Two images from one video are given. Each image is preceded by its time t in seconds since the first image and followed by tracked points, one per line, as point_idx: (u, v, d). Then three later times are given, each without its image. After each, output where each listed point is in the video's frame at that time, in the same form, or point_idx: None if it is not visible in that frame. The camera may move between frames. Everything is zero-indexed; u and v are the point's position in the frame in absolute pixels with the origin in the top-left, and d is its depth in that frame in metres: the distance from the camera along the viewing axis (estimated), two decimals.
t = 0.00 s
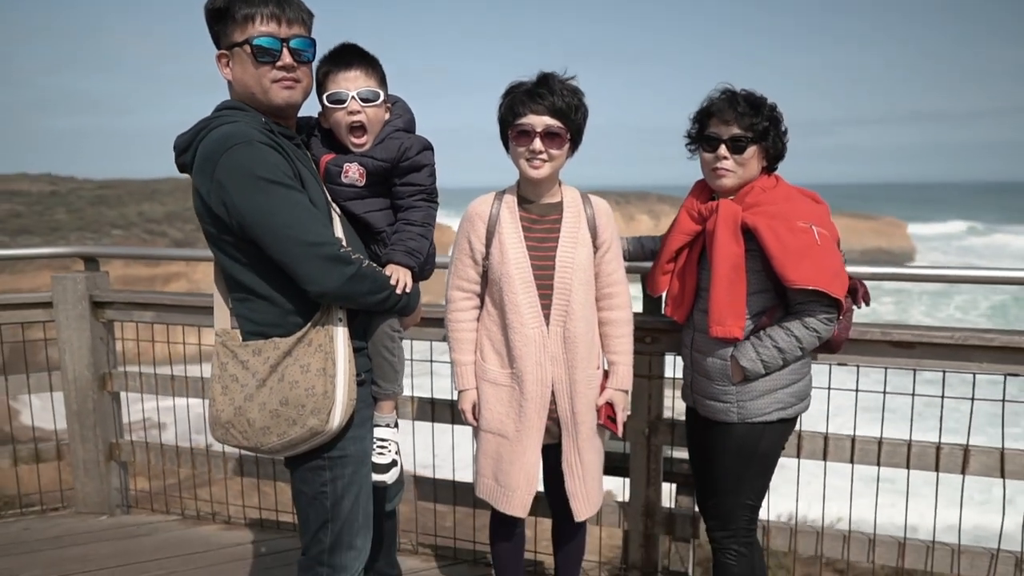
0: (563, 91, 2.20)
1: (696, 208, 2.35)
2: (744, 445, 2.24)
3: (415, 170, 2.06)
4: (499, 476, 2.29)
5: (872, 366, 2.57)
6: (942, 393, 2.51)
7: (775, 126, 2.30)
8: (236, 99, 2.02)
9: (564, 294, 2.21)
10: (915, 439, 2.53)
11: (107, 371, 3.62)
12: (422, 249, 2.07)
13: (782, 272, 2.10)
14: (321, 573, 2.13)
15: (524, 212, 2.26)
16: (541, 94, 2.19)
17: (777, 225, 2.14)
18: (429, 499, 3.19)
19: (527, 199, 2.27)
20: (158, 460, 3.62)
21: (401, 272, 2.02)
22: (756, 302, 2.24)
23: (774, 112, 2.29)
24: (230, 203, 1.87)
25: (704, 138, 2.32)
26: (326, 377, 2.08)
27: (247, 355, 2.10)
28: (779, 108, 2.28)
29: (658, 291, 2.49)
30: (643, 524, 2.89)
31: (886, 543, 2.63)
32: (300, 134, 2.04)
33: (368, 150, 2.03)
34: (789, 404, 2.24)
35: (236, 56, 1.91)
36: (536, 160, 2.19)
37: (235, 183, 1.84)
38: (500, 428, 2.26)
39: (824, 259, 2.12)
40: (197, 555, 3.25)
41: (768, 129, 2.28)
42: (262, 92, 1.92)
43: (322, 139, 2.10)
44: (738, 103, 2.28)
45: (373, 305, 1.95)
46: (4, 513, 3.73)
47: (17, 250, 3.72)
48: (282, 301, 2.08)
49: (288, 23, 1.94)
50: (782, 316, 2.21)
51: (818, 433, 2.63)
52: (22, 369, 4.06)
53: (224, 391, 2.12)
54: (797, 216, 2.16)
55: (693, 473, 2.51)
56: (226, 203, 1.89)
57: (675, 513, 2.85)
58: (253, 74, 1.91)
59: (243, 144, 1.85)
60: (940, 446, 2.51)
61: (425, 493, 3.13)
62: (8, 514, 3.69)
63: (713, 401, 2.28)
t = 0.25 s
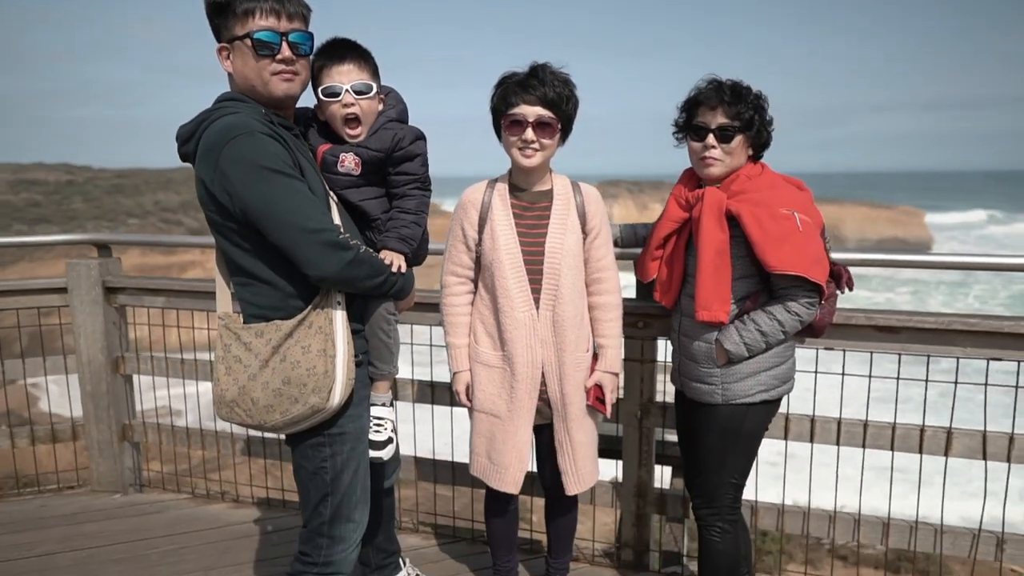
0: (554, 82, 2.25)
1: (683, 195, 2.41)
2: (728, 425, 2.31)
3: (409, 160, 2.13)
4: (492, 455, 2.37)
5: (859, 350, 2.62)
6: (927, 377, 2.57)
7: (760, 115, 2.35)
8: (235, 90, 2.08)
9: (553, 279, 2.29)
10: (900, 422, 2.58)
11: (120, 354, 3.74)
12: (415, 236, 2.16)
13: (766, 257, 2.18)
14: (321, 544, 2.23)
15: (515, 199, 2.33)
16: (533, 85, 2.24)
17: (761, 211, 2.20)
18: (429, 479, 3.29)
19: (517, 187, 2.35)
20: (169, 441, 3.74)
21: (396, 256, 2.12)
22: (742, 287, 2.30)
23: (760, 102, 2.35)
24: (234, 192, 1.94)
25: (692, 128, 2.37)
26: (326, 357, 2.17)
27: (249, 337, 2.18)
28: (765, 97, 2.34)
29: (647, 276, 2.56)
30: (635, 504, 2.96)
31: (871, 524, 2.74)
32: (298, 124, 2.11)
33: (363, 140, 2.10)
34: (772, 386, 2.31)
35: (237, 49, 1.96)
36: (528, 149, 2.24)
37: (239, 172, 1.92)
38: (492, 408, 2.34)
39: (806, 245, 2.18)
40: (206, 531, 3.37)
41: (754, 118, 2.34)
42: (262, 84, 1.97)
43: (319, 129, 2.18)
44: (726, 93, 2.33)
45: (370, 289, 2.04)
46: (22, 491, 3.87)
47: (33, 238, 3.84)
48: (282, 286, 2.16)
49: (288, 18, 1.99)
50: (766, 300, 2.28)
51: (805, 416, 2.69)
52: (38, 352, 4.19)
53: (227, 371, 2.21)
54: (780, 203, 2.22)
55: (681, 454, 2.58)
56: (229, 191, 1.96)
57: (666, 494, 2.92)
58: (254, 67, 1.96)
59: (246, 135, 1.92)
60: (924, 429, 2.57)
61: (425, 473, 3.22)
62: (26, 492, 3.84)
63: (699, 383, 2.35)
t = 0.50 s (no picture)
0: (543, 79, 2.31)
1: (669, 188, 2.48)
2: (710, 411, 2.39)
3: (401, 155, 2.21)
4: (484, 439, 2.47)
5: (843, 339, 2.69)
6: (909, 365, 2.63)
7: (744, 110, 2.42)
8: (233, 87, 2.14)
9: (540, 269, 2.38)
10: (882, 409, 2.65)
11: (130, 342, 3.86)
12: (407, 228, 2.26)
13: (746, 248, 2.25)
14: (320, 521, 2.30)
15: (505, 192, 2.41)
16: (524, 81, 2.29)
17: (742, 204, 2.27)
18: (427, 463, 3.38)
19: (507, 179, 2.43)
20: (179, 426, 3.87)
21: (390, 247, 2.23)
22: (724, 277, 2.37)
23: (744, 97, 2.41)
24: (236, 187, 2.01)
25: (678, 122, 2.43)
26: (325, 344, 2.27)
27: (251, 325, 2.27)
28: (748, 92, 2.40)
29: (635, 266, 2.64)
30: (626, 488, 3.04)
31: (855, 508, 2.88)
32: (294, 121, 2.19)
33: (356, 136, 2.18)
34: (753, 372, 2.38)
35: (236, 48, 2.01)
36: (518, 144, 2.31)
37: (241, 168, 1.99)
38: (483, 393, 2.44)
39: (785, 236, 2.25)
40: (214, 513, 3.49)
41: (738, 113, 2.40)
42: (261, 83, 2.03)
43: (314, 125, 2.26)
44: (711, 89, 2.39)
45: (367, 279, 2.13)
46: (38, 473, 4.01)
47: (46, 229, 3.96)
48: (282, 276, 2.24)
49: (285, 18, 2.04)
50: (747, 290, 2.35)
51: (791, 404, 2.76)
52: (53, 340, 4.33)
53: (230, 357, 2.31)
54: (761, 195, 2.29)
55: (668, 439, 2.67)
56: (231, 186, 2.03)
57: (656, 479, 3.00)
58: (253, 66, 2.01)
59: (247, 132, 1.99)
60: (906, 416, 2.63)
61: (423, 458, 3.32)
62: (41, 474, 3.97)
63: (682, 370, 2.43)
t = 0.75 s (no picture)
0: (532, 79, 2.38)
1: (656, 184, 2.55)
2: (694, 401, 2.47)
3: (394, 154, 2.29)
4: (474, 427, 2.56)
5: (828, 332, 2.75)
6: (892, 357, 2.69)
7: (730, 109, 2.46)
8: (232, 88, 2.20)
9: (528, 263, 2.46)
10: (865, 401, 2.71)
11: (139, 333, 3.98)
12: (401, 225, 2.35)
13: (728, 243, 2.31)
14: (318, 504, 2.36)
15: (495, 188, 2.50)
16: (512, 80, 2.37)
17: (724, 200, 2.34)
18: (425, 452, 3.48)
19: (497, 175, 2.51)
20: (186, 414, 3.98)
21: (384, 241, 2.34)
22: (708, 271, 2.44)
23: (729, 96, 2.46)
24: (237, 186, 2.08)
25: (665, 120, 2.48)
26: (323, 335, 2.34)
27: (250, 318, 2.33)
28: (733, 92, 2.45)
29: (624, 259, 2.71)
30: (617, 477, 3.12)
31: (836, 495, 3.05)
32: (291, 120, 2.26)
33: (351, 136, 2.25)
34: (736, 364, 2.45)
35: (235, 52, 2.07)
36: (507, 141, 2.39)
37: (242, 168, 2.06)
38: (472, 383, 2.54)
39: (767, 231, 2.32)
40: (219, 499, 3.60)
41: (724, 112, 2.45)
42: (259, 85, 2.10)
43: (310, 124, 2.34)
44: (697, 88, 2.44)
45: (363, 273, 2.22)
46: (51, 459, 4.14)
47: (58, 224, 4.08)
48: (281, 271, 2.30)
49: (282, 22, 2.10)
50: (731, 284, 2.42)
51: (777, 395, 2.83)
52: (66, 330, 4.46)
53: (231, 348, 2.37)
54: (744, 191, 2.35)
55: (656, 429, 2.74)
56: (232, 185, 2.10)
57: (647, 468, 3.08)
58: (251, 69, 2.08)
59: (248, 133, 2.06)
60: (888, 408, 2.69)
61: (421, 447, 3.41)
62: (54, 461, 4.10)
63: (667, 361, 2.51)
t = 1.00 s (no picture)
0: (516, 80, 2.45)
1: (639, 182, 2.61)
2: (673, 393, 2.54)
3: (383, 156, 2.36)
4: (460, 419, 2.65)
5: (809, 328, 2.81)
6: (872, 352, 2.75)
7: (711, 110, 2.50)
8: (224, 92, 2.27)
9: (511, 259, 2.54)
10: (845, 395, 2.77)
11: (143, 327, 4.08)
12: (391, 224, 2.43)
13: (706, 240, 2.38)
14: (310, 492, 2.41)
15: (481, 186, 2.58)
16: (496, 82, 2.44)
17: (703, 198, 2.40)
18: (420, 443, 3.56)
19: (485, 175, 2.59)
20: (189, 406, 4.09)
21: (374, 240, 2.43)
22: (688, 267, 2.51)
23: (710, 97, 2.50)
24: (231, 187, 2.15)
25: (648, 121, 2.53)
26: (316, 330, 2.40)
27: (245, 314, 2.36)
28: (714, 93, 2.49)
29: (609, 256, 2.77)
30: (605, 468, 3.20)
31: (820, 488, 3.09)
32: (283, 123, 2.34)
33: (340, 138, 2.32)
34: (715, 358, 2.52)
35: (227, 57, 2.15)
36: (492, 140, 2.47)
37: (235, 170, 2.12)
38: (458, 375, 2.63)
39: (744, 229, 2.38)
40: (220, 488, 3.70)
41: (705, 113, 2.49)
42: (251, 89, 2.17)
43: (301, 126, 2.41)
44: (678, 89, 2.48)
45: (353, 270, 2.29)
46: (59, 449, 4.26)
47: (66, 220, 4.18)
48: (276, 268, 2.34)
49: (272, 28, 2.18)
50: (709, 279, 2.48)
51: (759, 389, 2.90)
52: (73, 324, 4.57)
53: (226, 344, 2.40)
54: (722, 190, 2.41)
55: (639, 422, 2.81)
56: (226, 187, 2.16)
57: (634, 459, 3.15)
58: (243, 74, 2.16)
59: (241, 137, 2.13)
60: (867, 401, 2.76)
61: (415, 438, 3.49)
62: (62, 450, 4.22)
63: (648, 355, 2.58)
